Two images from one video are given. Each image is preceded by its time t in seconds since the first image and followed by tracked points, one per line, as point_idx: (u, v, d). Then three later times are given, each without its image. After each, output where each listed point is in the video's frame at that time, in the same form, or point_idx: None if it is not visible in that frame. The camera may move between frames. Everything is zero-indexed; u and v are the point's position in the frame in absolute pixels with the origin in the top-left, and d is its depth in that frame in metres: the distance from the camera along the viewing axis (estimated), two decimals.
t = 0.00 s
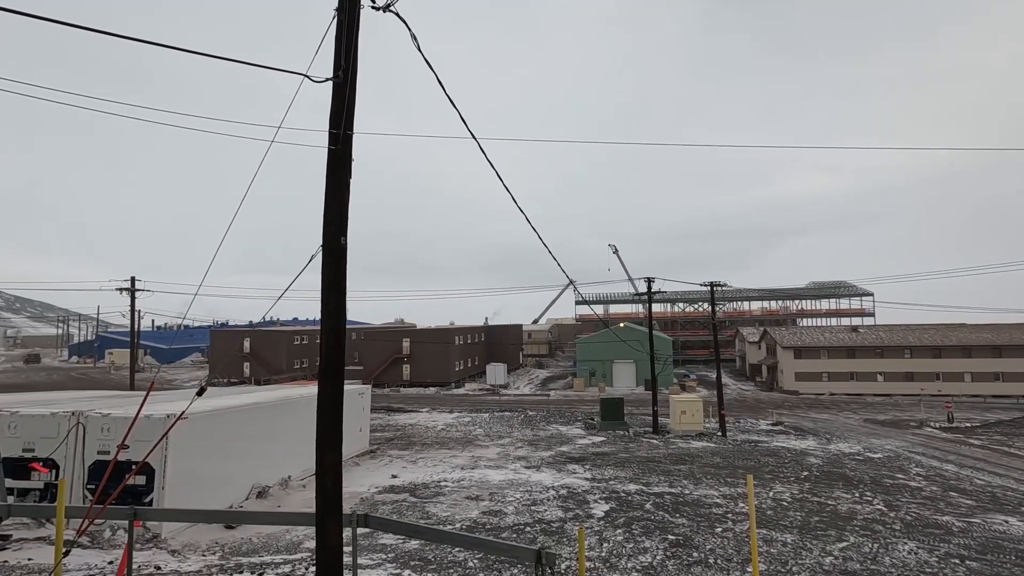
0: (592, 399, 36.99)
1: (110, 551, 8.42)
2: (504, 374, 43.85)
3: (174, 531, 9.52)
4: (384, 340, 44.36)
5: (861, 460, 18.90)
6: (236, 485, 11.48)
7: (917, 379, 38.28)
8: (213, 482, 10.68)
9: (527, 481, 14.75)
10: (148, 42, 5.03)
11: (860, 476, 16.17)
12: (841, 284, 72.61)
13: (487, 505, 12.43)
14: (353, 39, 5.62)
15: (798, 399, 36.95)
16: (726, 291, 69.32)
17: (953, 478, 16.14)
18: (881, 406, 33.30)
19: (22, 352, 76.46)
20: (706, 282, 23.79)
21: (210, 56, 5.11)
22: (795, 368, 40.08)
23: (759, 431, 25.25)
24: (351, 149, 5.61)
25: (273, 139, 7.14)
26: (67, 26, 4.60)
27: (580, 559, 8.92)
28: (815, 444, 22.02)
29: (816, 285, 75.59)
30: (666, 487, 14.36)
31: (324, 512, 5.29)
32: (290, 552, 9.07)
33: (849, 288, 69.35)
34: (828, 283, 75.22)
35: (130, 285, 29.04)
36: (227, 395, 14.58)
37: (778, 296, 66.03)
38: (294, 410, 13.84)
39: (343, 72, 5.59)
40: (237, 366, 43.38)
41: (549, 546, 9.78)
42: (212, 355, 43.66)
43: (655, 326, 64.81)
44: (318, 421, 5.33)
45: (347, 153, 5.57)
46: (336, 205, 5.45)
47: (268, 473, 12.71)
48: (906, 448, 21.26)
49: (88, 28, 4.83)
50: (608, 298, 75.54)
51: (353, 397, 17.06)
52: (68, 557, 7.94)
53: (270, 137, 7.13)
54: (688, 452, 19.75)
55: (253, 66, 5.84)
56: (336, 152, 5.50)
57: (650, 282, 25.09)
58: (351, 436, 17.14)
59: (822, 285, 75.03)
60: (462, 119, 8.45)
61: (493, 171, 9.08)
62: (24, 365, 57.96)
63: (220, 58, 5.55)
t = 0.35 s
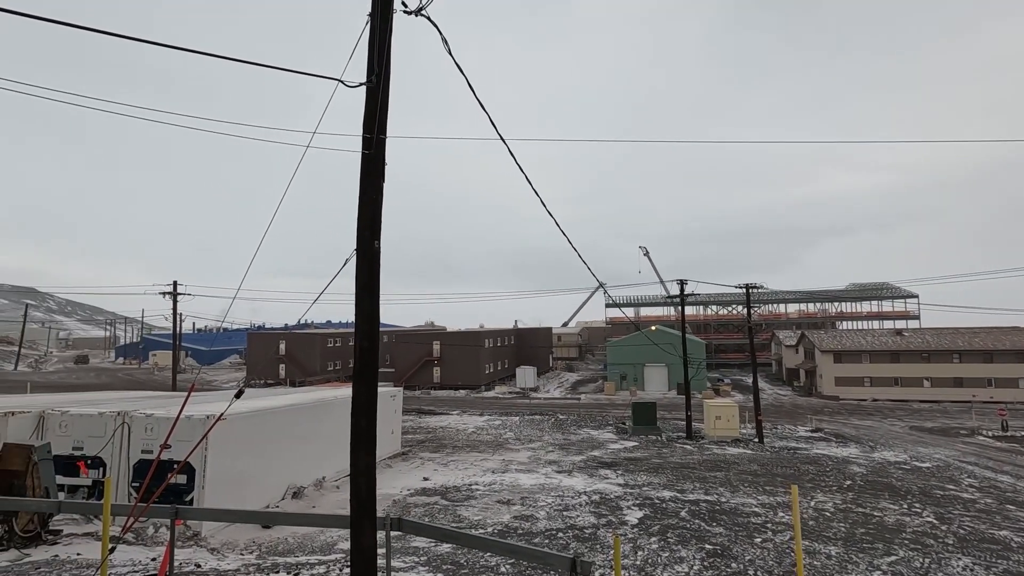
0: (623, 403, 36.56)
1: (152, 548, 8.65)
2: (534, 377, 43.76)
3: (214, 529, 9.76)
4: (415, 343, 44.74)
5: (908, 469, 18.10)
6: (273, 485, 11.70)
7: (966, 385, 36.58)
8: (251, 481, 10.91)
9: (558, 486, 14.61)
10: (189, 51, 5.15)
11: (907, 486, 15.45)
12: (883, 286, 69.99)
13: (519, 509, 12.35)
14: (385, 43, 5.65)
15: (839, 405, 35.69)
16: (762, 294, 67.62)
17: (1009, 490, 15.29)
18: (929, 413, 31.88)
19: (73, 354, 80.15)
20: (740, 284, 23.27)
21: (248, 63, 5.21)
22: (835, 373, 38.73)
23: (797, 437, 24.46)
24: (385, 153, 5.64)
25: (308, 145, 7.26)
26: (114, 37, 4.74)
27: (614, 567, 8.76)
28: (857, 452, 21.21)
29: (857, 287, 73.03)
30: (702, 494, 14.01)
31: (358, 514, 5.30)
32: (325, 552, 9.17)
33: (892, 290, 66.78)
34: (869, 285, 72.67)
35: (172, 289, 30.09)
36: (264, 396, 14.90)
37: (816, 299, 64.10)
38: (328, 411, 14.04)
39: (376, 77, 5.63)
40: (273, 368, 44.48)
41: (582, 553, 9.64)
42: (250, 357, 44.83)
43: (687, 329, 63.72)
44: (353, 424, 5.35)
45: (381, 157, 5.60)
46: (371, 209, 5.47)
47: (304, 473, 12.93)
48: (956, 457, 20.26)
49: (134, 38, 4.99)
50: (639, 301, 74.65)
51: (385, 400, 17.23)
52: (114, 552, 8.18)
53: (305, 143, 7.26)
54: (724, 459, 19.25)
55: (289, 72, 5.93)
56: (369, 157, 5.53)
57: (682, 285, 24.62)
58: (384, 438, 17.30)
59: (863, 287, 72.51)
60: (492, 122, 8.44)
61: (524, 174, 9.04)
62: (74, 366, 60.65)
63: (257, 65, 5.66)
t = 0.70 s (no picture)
0: (641, 406, 36.23)
1: (173, 549, 8.73)
2: (551, 379, 43.62)
3: (234, 531, 9.83)
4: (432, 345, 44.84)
5: (937, 475, 17.61)
6: (292, 486, 11.78)
7: (996, 389, 35.57)
8: (270, 483, 10.99)
9: (576, 490, 14.47)
10: (209, 55, 5.19)
11: (936, 493, 15.01)
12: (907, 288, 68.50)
13: (537, 513, 12.25)
14: (402, 45, 5.64)
15: (862, 409, 34.92)
16: (782, 295, 66.64)
17: None
18: (956, 417, 31.05)
19: (100, 356, 82.01)
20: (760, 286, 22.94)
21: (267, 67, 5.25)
22: (858, 375, 37.92)
23: (820, 442, 23.98)
24: (402, 155, 5.61)
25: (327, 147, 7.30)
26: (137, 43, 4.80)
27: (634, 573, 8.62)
28: (883, 457, 20.70)
29: (881, 288, 71.60)
30: (723, 499, 13.77)
31: (375, 519, 5.28)
32: (343, 555, 9.17)
33: (917, 291, 65.36)
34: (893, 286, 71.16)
35: (194, 292, 30.61)
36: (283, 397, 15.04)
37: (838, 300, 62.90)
38: (346, 413, 14.10)
39: (393, 79, 5.61)
40: (292, 370, 44.97)
41: (601, 558, 9.51)
42: (269, 359, 45.38)
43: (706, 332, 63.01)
44: (370, 428, 5.34)
45: (398, 158, 5.57)
46: (387, 212, 5.45)
47: (322, 475, 12.98)
48: (987, 463, 19.67)
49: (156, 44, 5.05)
50: (656, 302, 74.05)
51: (402, 402, 17.27)
52: (136, 553, 8.28)
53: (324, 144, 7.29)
54: (744, 463, 18.92)
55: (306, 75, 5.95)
56: (386, 159, 5.51)
57: (701, 287, 24.30)
58: (401, 440, 17.34)
59: (886, 288, 71.05)
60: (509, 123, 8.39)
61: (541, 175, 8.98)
62: (100, 367, 62.17)
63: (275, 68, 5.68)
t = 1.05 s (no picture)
0: (649, 407, 36.05)
1: (179, 550, 8.74)
2: (558, 380, 43.54)
3: (240, 532, 9.85)
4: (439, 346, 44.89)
5: (950, 478, 17.34)
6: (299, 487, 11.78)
7: (1011, 391, 35.06)
8: (278, 484, 11.00)
9: (583, 492, 14.38)
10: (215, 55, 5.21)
11: (949, 497, 14.77)
12: (920, 288, 67.72)
13: (543, 515, 12.18)
14: (406, 45, 5.62)
15: (874, 411, 34.51)
16: (792, 296, 66.07)
17: None
18: (970, 419, 30.63)
19: (112, 357, 82.89)
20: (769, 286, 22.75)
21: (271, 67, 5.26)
22: (870, 377, 37.50)
23: (831, 444, 23.71)
24: (405, 155, 5.58)
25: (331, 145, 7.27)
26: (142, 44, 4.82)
27: None
28: (895, 459, 20.43)
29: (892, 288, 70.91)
30: (732, 502, 13.62)
31: (378, 522, 5.24)
32: (348, 557, 9.16)
33: (930, 291, 64.61)
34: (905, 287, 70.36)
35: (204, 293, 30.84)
36: (290, 398, 15.07)
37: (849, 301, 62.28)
38: (353, 415, 14.10)
39: (396, 79, 5.59)
40: (301, 370, 45.21)
41: (608, 561, 9.43)
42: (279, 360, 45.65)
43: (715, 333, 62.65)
44: (374, 430, 5.32)
45: (401, 159, 5.54)
46: (391, 213, 5.43)
47: (329, 476, 12.98)
48: (1002, 466, 19.35)
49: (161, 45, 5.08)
50: (664, 303, 73.73)
51: (409, 403, 17.26)
52: (143, 553, 8.31)
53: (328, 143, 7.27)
54: (754, 465, 18.74)
55: (309, 77, 5.94)
56: (389, 160, 5.47)
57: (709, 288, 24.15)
58: (408, 442, 17.33)
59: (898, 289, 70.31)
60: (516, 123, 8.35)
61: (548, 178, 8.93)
62: (111, 368, 62.79)
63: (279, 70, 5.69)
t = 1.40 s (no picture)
0: (655, 409, 35.90)
1: (184, 551, 8.78)
2: (565, 382, 43.43)
3: (245, 533, 9.87)
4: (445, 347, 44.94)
5: (961, 481, 17.12)
6: (304, 488, 11.79)
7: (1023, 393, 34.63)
8: (283, 485, 11.00)
9: (588, 494, 14.32)
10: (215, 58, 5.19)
11: (960, 500, 14.57)
12: (930, 289, 67.04)
13: (548, 518, 12.13)
14: (407, 47, 5.62)
15: (884, 413, 34.17)
16: (800, 297, 65.63)
17: None
18: (982, 422, 30.27)
19: (122, 359, 83.69)
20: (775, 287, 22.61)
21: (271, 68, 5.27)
22: (879, 379, 37.14)
23: (839, 446, 23.48)
24: (406, 157, 5.57)
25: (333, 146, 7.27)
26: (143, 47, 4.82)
27: None
28: (904, 462, 20.21)
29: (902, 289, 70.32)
30: (738, 505, 13.51)
31: (379, 527, 5.21)
32: (352, 559, 9.17)
33: (940, 292, 63.98)
34: (916, 288, 69.65)
35: (212, 295, 31.08)
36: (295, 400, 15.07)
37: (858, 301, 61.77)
38: (358, 416, 14.10)
39: (397, 81, 5.58)
40: (308, 372, 45.41)
41: (612, 565, 9.37)
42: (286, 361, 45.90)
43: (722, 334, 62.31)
44: (374, 433, 5.31)
45: (402, 161, 5.53)
46: (392, 215, 5.41)
47: (334, 477, 12.97)
48: (1014, 469, 19.09)
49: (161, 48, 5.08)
50: (671, 304, 73.43)
51: (415, 404, 17.26)
52: (148, 555, 8.32)
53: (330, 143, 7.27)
54: (761, 468, 18.58)
55: (310, 79, 5.94)
56: (389, 162, 5.46)
57: (716, 289, 24.02)
58: (413, 443, 17.32)
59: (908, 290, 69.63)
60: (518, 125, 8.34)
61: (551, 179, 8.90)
62: (120, 369, 63.31)
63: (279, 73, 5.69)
